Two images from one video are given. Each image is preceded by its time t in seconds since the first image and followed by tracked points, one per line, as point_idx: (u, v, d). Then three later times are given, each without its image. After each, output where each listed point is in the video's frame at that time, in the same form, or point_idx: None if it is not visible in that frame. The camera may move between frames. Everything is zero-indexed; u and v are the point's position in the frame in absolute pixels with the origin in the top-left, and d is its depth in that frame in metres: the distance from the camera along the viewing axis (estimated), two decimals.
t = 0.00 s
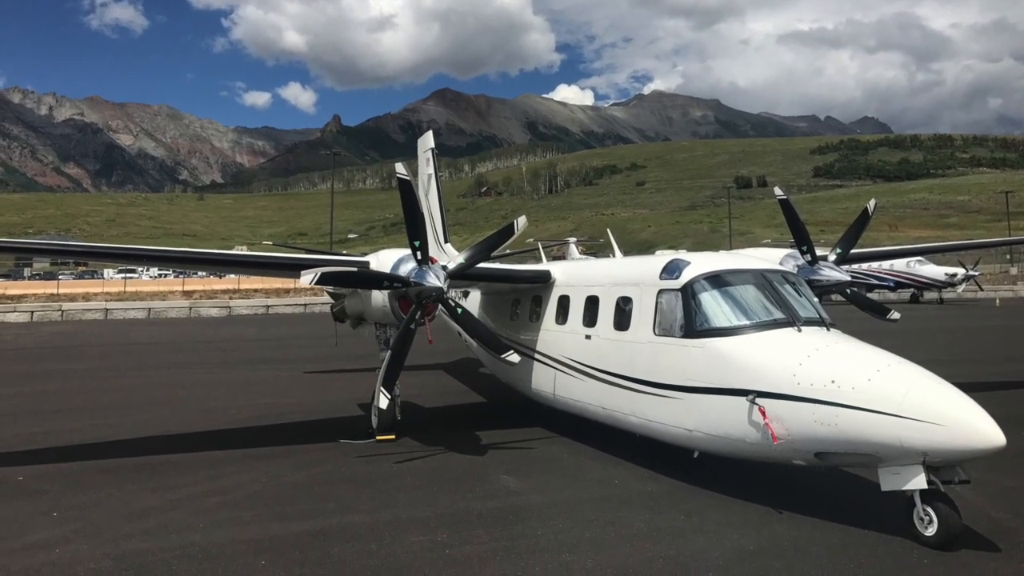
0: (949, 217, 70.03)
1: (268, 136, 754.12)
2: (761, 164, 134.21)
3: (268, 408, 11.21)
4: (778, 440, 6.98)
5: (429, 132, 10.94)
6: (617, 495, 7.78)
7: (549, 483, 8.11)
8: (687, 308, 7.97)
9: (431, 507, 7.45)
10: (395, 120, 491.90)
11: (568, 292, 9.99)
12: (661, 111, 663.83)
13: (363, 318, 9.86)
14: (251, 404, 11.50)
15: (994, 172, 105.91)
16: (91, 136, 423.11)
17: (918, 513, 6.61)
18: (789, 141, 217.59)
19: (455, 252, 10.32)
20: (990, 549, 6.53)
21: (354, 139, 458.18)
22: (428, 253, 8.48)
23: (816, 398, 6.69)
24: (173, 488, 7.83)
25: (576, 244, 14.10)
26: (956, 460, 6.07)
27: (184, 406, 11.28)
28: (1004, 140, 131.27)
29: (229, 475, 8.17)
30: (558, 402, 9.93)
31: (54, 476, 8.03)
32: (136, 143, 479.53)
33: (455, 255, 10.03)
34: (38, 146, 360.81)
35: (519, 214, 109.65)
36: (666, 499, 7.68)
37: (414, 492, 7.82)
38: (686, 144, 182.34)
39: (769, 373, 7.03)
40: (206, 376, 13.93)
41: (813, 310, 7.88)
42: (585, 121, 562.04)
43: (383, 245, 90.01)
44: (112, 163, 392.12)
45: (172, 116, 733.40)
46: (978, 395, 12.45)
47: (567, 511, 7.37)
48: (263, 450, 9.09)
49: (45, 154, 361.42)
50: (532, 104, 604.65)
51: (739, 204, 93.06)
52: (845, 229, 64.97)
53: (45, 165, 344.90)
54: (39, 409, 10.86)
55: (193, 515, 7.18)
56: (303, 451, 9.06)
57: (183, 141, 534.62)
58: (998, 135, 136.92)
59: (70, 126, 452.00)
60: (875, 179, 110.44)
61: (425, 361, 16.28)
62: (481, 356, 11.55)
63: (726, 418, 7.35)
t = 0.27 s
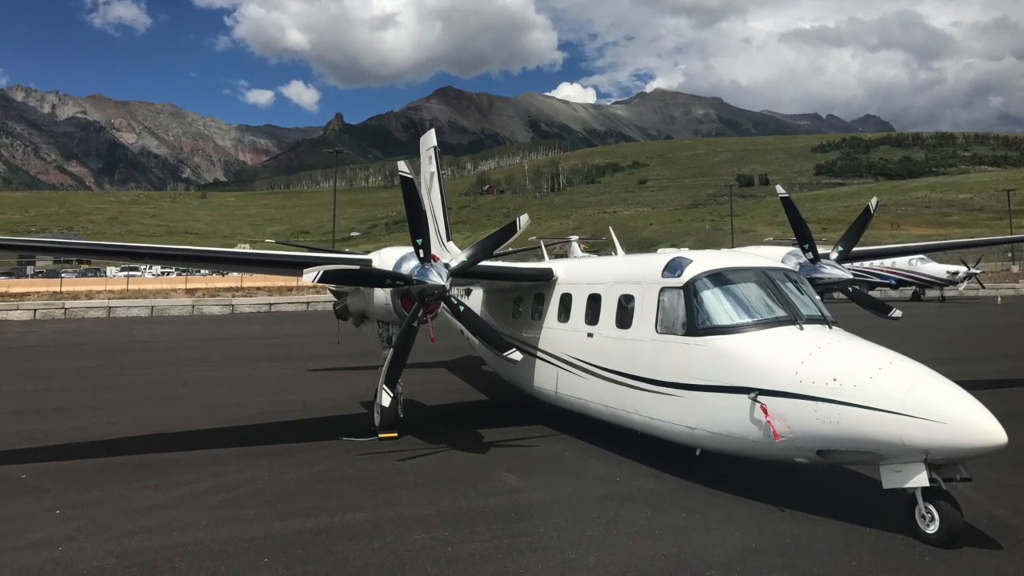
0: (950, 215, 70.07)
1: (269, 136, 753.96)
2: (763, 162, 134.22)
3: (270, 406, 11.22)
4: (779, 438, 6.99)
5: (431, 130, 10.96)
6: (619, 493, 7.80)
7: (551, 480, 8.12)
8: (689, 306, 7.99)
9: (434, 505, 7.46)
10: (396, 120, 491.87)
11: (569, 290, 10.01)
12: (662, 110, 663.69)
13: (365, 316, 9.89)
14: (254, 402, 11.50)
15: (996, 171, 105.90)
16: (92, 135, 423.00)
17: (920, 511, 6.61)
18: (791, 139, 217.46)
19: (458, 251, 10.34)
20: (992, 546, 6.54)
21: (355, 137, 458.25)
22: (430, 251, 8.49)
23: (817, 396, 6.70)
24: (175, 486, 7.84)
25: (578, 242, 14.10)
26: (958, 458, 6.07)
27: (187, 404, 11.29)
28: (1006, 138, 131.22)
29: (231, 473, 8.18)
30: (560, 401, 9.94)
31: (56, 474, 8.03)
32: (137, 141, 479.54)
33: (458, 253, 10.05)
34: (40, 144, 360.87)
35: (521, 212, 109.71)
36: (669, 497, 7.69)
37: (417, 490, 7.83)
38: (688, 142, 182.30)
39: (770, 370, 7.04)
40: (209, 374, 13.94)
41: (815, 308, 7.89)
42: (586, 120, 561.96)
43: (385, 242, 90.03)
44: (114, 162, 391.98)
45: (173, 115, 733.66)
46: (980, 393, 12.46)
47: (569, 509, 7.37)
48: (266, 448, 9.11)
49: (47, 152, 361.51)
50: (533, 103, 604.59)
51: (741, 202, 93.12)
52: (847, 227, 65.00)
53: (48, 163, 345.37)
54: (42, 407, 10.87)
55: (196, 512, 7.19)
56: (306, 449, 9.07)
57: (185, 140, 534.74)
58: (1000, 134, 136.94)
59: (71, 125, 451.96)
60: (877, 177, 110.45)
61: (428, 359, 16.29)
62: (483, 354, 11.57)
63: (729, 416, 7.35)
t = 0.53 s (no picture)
0: (952, 213, 70.12)
1: (270, 135, 753.88)
2: (765, 160, 134.21)
3: (274, 404, 11.25)
4: (781, 436, 7.00)
5: (433, 128, 10.98)
6: (621, 490, 7.80)
7: (554, 478, 8.13)
8: (691, 304, 7.99)
9: (436, 503, 7.46)
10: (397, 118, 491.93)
11: (572, 288, 10.03)
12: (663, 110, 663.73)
13: (367, 314, 9.90)
14: (257, 399, 11.52)
15: (998, 169, 105.94)
16: (95, 133, 423.07)
17: (922, 508, 6.62)
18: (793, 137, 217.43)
19: (460, 249, 10.36)
20: (993, 544, 6.54)
21: (357, 137, 458.32)
22: (432, 249, 8.51)
23: (820, 394, 6.70)
24: (178, 484, 7.84)
25: (580, 239, 14.12)
26: (960, 455, 6.07)
27: (190, 402, 11.30)
28: (1008, 136, 131.22)
29: (234, 471, 8.19)
30: (562, 398, 9.97)
31: (60, 471, 8.05)
32: (140, 140, 479.86)
33: (460, 251, 10.09)
34: (43, 142, 361.09)
35: (523, 211, 109.79)
36: (671, 494, 7.70)
37: (419, 487, 7.84)
38: (690, 141, 182.29)
39: (773, 368, 7.05)
40: (212, 371, 13.96)
41: (816, 306, 7.90)
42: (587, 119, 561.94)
43: (387, 241, 90.05)
44: (117, 160, 391.70)
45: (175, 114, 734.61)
46: (982, 391, 12.46)
47: (571, 507, 7.38)
48: (269, 446, 9.12)
49: (51, 150, 361.32)
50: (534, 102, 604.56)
51: (743, 200, 93.17)
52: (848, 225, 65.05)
53: (51, 160, 344.93)
54: (45, 405, 10.88)
55: (198, 510, 7.20)
56: (308, 447, 9.07)
57: (187, 138, 535.47)
58: (1002, 132, 137.00)
59: (73, 124, 451.81)
60: (879, 175, 110.48)
61: (430, 357, 16.31)
62: (485, 351, 11.60)
63: (731, 414, 7.36)
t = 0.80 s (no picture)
0: (954, 211, 70.13)
1: (271, 133, 754.08)
2: (766, 158, 134.21)
3: (277, 402, 11.25)
4: (783, 433, 7.01)
5: (436, 127, 11.00)
6: (622, 488, 7.81)
7: (556, 475, 8.14)
8: (693, 302, 8.01)
9: (438, 501, 7.47)
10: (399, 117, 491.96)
11: (574, 286, 10.04)
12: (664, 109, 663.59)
13: (370, 312, 9.92)
14: (260, 397, 11.53)
15: (999, 167, 105.95)
16: (96, 131, 423.40)
17: (923, 506, 6.62)
18: (795, 135, 217.31)
19: (462, 247, 10.37)
20: (995, 542, 6.55)
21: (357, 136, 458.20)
22: (435, 247, 8.54)
23: (821, 392, 6.71)
24: (182, 481, 7.86)
25: (582, 237, 14.13)
26: (961, 453, 6.07)
27: (193, 399, 11.32)
28: (1010, 135, 131.22)
29: (237, 468, 8.20)
30: (564, 396, 9.98)
31: (63, 469, 8.07)
32: (141, 139, 479.99)
33: (463, 249, 10.10)
34: (45, 140, 360.99)
35: (525, 209, 109.86)
36: (672, 492, 7.71)
37: (421, 484, 7.85)
38: (692, 139, 182.28)
39: (775, 366, 7.05)
40: (214, 369, 13.96)
41: (819, 303, 7.90)
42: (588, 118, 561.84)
43: (389, 239, 90.11)
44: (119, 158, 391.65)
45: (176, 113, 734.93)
46: (983, 389, 12.47)
47: (574, 504, 7.39)
48: (271, 443, 9.13)
49: (53, 148, 361.45)
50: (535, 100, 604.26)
51: (745, 198, 93.21)
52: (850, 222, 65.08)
53: (54, 158, 344.91)
54: (48, 403, 10.89)
55: (201, 508, 7.21)
56: (310, 445, 9.08)
57: (189, 136, 535.41)
58: (1004, 130, 137.00)
59: (75, 122, 451.87)
60: (880, 173, 110.51)
61: (432, 355, 16.33)
62: (487, 349, 11.61)
63: (732, 412, 7.38)
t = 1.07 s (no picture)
0: (956, 209, 70.13)
1: (273, 132, 754.45)
2: (769, 157, 134.21)
3: (279, 399, 11.25)
4: (785, 431, 7.03)
5: (438, 125, 11.02)
6: (624, 486, 7.81)
7: (558, 473, 8.16)
8: (695, 300, 8.02)
9: (440, 498, 7.48)
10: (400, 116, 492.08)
11: (576, 284, 10.06)
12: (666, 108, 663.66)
13: (372, 310, 9.95)
14: (263, 395, 11.53)
15: (1001, 165, 106.00)
16: (99, 129, 423.86)
17: (925, 504, 6.63)
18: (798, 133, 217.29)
19: (465, 245, 10.38)
20: (996, 539, 6.55)
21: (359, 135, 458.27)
22: (437, 245, 8.57)
23: (824, 390, 6.71)
24: (184, 479, 7.87)
25: (585, 235, 14.16)
26: (963, 450, 6.08)
27: (196, 397, 11.33)
28: (1012, 133, 131.27)
29: (240, 466, 8.21)
30: (566, 394, 9.99)
31: (66, 467, 8.08)
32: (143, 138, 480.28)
33: (465, 247, 10.11)
34: (48, 139, 361.29)
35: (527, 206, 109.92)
36: (674, 490, 7.72)
37: (424, 482, 7.87)
38: (694, 137, 182.34)
39: (778, 364, 7.06)
40: (217, 367, 13.96)
41: (820, 302, 7.92)
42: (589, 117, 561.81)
43: (392, 237, 90.18)
44: (122, 156, 392.26)
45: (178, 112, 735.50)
46: (985, 387, 12.48)
47: (576, 502, 7.40)
48: (274, 441, 9.14)
49: (56, 146, 361.69)
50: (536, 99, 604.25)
51: (747, 196, 93.22)
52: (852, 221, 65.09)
53: (57, 156, 345.38)
54: (52, 400, 10.90)
55: (203, 506, 7.22)
56: (313, 442, 9.09)
57: (191, 135, 535.61)
58: (1005, 128, 136.95)
59: (77, 121, 452.23)
60: (882, 171, 110.51)
61: (434, 352, 16.33)
62: (490, 347, 11.62)
63: (734, 409, 7.39)
